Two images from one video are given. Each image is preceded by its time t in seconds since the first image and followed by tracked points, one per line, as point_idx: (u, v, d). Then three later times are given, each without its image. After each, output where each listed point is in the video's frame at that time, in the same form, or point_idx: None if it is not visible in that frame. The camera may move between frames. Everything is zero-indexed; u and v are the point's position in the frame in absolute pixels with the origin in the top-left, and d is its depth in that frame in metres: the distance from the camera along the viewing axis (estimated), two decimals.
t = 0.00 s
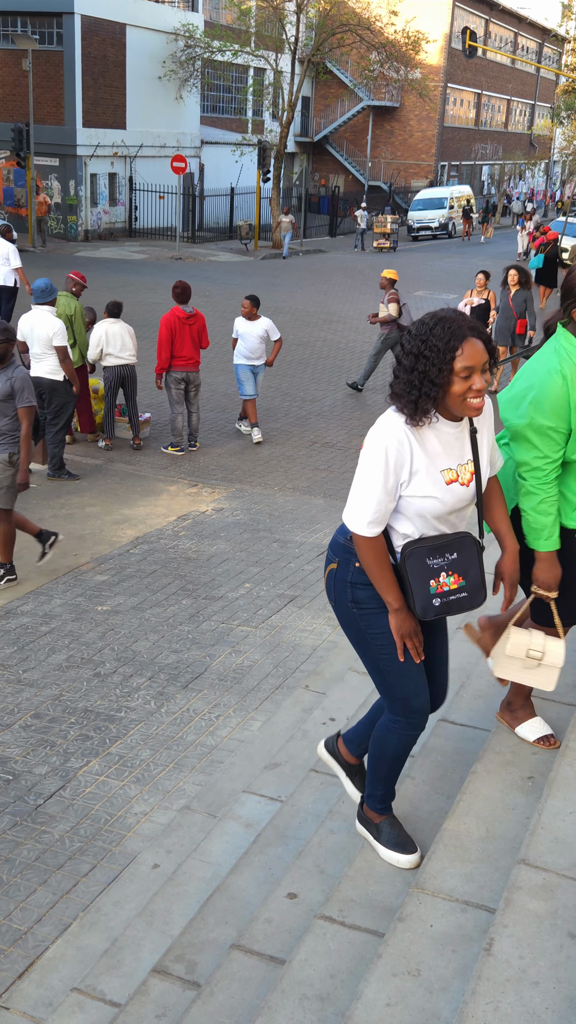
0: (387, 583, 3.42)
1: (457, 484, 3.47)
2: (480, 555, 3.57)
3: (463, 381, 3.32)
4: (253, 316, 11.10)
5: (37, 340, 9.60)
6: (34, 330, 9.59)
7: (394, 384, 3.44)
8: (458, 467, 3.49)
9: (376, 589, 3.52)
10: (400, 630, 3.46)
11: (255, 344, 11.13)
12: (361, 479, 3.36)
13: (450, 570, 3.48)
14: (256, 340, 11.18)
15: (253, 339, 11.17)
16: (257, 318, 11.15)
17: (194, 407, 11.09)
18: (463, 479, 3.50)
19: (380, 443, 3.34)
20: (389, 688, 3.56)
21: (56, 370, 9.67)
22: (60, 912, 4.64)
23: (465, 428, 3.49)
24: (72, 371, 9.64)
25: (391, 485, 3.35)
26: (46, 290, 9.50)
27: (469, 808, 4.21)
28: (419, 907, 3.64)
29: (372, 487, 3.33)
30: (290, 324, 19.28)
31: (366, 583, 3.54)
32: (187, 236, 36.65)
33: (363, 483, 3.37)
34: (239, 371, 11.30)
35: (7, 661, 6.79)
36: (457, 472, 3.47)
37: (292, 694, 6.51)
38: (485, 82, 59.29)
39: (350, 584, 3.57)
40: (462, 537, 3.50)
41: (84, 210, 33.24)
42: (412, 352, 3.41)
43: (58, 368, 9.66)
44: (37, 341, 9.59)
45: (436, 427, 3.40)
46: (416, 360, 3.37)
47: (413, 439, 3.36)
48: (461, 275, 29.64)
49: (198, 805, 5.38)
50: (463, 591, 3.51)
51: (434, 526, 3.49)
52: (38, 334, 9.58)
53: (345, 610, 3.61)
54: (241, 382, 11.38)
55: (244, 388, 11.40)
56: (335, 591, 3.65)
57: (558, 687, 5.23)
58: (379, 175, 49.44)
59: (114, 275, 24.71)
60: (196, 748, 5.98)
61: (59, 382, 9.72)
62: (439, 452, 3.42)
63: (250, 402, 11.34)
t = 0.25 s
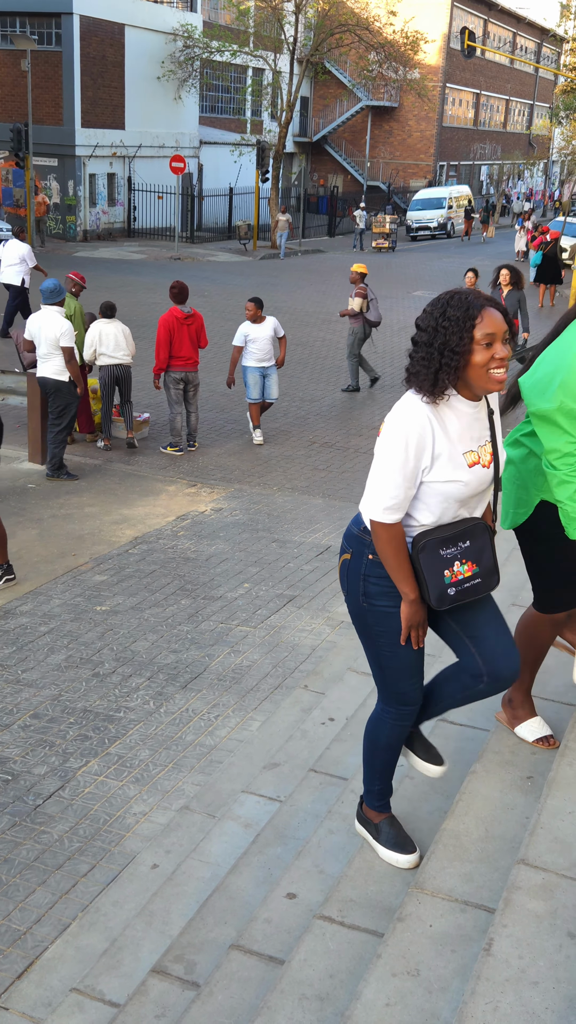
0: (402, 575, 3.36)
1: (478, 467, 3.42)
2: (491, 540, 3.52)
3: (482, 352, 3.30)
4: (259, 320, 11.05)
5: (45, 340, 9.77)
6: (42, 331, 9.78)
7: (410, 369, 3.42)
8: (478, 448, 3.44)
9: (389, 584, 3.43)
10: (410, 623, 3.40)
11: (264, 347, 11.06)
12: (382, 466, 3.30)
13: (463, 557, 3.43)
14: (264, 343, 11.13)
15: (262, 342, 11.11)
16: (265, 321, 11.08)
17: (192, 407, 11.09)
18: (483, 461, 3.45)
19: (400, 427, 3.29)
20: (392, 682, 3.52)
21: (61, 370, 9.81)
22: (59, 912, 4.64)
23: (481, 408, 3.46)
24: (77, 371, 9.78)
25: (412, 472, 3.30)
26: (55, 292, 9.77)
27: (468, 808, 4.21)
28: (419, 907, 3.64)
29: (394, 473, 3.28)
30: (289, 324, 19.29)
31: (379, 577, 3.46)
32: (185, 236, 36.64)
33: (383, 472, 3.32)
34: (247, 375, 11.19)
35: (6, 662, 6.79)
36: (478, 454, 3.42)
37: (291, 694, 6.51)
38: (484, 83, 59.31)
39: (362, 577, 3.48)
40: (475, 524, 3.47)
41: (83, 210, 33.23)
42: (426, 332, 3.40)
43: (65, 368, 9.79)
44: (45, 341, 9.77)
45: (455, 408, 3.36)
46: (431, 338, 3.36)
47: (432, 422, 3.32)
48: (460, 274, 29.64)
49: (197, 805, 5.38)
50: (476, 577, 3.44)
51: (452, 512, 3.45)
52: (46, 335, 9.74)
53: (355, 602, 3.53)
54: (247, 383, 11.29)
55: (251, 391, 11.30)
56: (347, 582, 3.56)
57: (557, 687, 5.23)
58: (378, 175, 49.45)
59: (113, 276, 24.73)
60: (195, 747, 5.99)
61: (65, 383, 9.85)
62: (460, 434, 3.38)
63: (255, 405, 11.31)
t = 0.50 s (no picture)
0: (438, 589, 3.32)
1: (517, 474, 3.40)
2: (520, 548, 3.51)
3: (527, 354, 3.28)
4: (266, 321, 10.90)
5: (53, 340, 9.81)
6: (50, 331, 9.83)
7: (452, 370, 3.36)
8: (517, 455, 3.42)
9: (409, 593, 3.45)
10: (440, 637, 3.37)
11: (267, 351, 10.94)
12: (431, 473, 3.24)
13: (493, 566, 3.41)
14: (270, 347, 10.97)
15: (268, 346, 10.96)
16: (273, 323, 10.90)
17: (191, 406, 11.08)
18: (520, 468, 3.43)
19: (451, 431, 3.22)
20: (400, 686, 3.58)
21: (69, 370, 9.86)
22: (58, 912, 4.65)
23: (521, 412, 3.44)
24: (84, 370, 9.85)
25: (463, 478, 3.25)
26: (62, 292, 9.78)
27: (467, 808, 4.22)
28: (418, 907, 3.64)
29: (444, 480, 3.23)
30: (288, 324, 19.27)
31: (399, 584, 3.46)
32: (185, 236, 36.62)
33: (432, 480, 3.25)
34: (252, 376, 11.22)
35: (5, 661, 6.79)
36: (517, 460, 3.40)
37: (290, 694, 6.52)
38: (483, 83, 59.26)
39: (383, 581, 3.49)
40: (507, 532, 3.45)
41: (83, 210, 33.20)
42: (469, 331, 3.35)
43: (72, 368, 9.87)
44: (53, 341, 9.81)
45: (500, 411, 3.32)
46: (475, 340, 3.31)
47: (481, 426, 3.26)
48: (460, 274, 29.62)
49: (196, 805, 5.39)
50: (504, 586, 3.43)
51: (491, 519, 3.41)
52: (52, 334, 9.78)
53: (373, 604, 3.55)
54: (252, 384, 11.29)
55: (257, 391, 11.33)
56: (367, 583, 3.57)
57: (556, 687, 5.23)
58: (377, 175, 49.41)
59: (111, 275, 24.72)
60: (194, 747, 6.00)
61: (73, 382, 9.91)
62: (504, 440, 3.34)
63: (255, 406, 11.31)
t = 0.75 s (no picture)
0: (473, 549, 3.15)
1: (557, 436, 3.25)
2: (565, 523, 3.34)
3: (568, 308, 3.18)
4: (279, 322, 10.85)
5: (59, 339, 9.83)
6: (57, 330, 9.86)
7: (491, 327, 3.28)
8: (557, 419, 3.28)
9: (446, 572, 3.32)
10: (478, 603, 3.16)
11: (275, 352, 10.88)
12: (464, 423, 3.14)
13: (533, 537, 3.26)
14: (280, 349, 10.91)
15: (277, 348, 10.90)
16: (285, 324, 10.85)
17: (190, 406, 11.08)
18: (562, 433, 3.29)
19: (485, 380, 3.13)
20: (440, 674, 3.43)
21: (75, 369, 9.87)
22: (58, 912, 4.65)
23: (562, 377, 3.32)
24: (90, 367, 9.82)
25: (497, 429, 3.13)
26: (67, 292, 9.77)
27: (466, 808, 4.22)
28: (417, 906, 3.64)
29: (477, 428, 3.12)
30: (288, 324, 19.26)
31: (436, 564, 3.33)
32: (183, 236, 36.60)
33: (465, 429, 3.15)
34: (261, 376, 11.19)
35: (4, 661, 6.78)
36: (557, 423, 3.27)
37: (289, 694, 6.53)
38: (482, 82, 59.22)
39: (418, 563, 3.37)
40: (548, 502, 3.29)
41: (81, 210, 33.16)
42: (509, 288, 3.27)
43: (77, 365, 9.83)
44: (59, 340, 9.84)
45: (543, 370, 3.21)
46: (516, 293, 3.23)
47: (519, 381, 3.17)
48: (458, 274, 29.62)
49: (195, 805, 5.39)
50: (546, 558, 3.28)
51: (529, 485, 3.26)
52: (57, 331, 9.78)
53: (408, 591, 3.43)
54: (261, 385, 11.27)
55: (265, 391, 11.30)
56: (401, 569, 3.46)
57: (556, 687, 5.23)
58: (376, 174, 49.37)
59: (110, 276, 24.69)
60: (193, 746, 6.01)
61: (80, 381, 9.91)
62: (543, 399, 3.22)
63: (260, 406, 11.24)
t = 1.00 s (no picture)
0: (481, 508, 3.02)
1: None
2: None
3: None
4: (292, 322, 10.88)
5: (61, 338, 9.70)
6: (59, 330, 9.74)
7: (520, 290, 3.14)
8: None
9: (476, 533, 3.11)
10: (492, 569, 3.03)
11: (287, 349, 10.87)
12: (473, 384, 3.03)
13: (559, 508, 3.05)
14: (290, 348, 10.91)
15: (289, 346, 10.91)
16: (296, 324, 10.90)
17: (189, 406, 11.07)
18: None
19: (498, 339, 3.02)
20: (505, 646, 3.06)
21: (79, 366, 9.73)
22: (58, 912, 4.66)
23: None
24: (93, 366, 9.65)
25: (506, 391, 3.00)
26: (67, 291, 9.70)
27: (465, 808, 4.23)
28: (416, 906, 3.65)
29: (484, 389, 3.01)
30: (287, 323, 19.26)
31: (465, 528, 3.13)
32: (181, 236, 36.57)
33: (477, 386, 3.04)
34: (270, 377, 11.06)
35: (3, 662, 6.79)
36: None
37: (288, 694, 6.55)
38: (480, 82, 59.22)
39: (446, 531, 3.17)
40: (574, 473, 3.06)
41: (79, 210, 33.11)
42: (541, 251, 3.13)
43: (81, 362, 9.69)
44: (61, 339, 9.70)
45: (569, 337, 3.03)
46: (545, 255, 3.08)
47: (539, 343, 3.01)
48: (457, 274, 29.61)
49: (194, 805, 5.40)
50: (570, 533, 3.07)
51: (549, 454, 3.07)
52: (60, 330, 9.69)
53: (442, 564, 3.18)
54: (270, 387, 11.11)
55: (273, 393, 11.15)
56: (429, 547, 3.23)
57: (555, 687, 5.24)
58: (374, 174, 49.37)
59: (108, 276, 24.69)
60: (192, 747, 6.03)
61: (83, 379, 9.78)
62: (567, 365, 3.03)
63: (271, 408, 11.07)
